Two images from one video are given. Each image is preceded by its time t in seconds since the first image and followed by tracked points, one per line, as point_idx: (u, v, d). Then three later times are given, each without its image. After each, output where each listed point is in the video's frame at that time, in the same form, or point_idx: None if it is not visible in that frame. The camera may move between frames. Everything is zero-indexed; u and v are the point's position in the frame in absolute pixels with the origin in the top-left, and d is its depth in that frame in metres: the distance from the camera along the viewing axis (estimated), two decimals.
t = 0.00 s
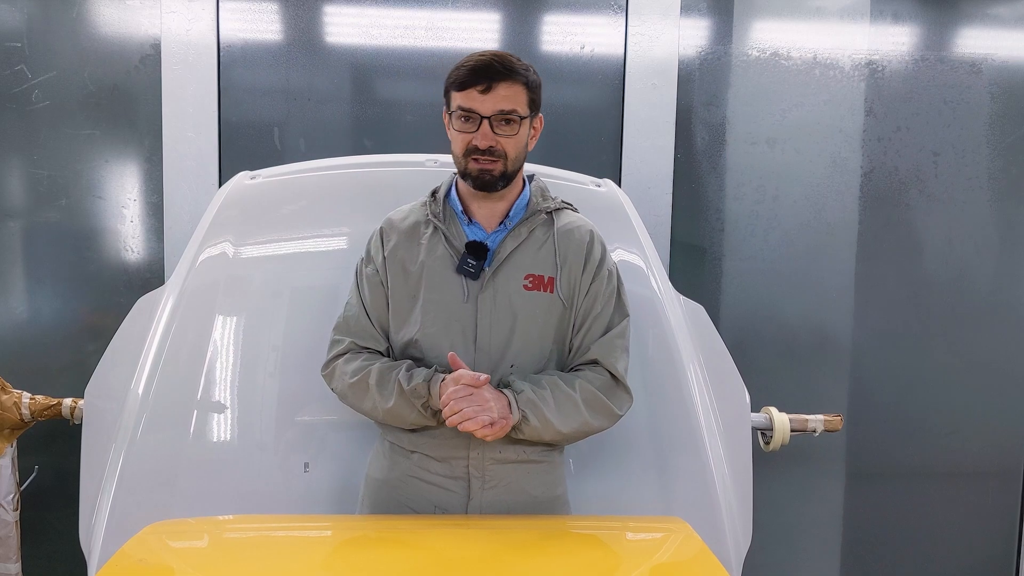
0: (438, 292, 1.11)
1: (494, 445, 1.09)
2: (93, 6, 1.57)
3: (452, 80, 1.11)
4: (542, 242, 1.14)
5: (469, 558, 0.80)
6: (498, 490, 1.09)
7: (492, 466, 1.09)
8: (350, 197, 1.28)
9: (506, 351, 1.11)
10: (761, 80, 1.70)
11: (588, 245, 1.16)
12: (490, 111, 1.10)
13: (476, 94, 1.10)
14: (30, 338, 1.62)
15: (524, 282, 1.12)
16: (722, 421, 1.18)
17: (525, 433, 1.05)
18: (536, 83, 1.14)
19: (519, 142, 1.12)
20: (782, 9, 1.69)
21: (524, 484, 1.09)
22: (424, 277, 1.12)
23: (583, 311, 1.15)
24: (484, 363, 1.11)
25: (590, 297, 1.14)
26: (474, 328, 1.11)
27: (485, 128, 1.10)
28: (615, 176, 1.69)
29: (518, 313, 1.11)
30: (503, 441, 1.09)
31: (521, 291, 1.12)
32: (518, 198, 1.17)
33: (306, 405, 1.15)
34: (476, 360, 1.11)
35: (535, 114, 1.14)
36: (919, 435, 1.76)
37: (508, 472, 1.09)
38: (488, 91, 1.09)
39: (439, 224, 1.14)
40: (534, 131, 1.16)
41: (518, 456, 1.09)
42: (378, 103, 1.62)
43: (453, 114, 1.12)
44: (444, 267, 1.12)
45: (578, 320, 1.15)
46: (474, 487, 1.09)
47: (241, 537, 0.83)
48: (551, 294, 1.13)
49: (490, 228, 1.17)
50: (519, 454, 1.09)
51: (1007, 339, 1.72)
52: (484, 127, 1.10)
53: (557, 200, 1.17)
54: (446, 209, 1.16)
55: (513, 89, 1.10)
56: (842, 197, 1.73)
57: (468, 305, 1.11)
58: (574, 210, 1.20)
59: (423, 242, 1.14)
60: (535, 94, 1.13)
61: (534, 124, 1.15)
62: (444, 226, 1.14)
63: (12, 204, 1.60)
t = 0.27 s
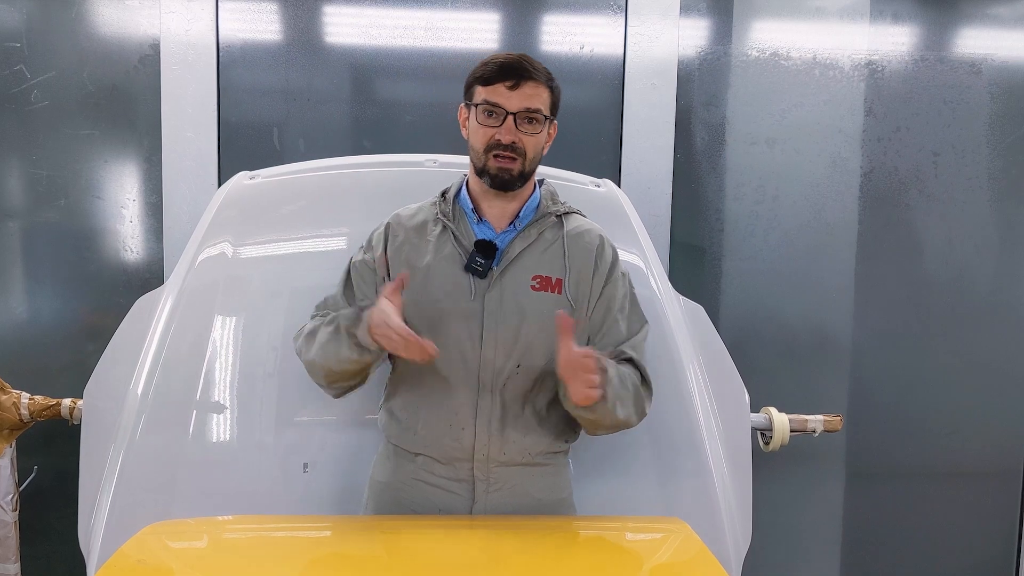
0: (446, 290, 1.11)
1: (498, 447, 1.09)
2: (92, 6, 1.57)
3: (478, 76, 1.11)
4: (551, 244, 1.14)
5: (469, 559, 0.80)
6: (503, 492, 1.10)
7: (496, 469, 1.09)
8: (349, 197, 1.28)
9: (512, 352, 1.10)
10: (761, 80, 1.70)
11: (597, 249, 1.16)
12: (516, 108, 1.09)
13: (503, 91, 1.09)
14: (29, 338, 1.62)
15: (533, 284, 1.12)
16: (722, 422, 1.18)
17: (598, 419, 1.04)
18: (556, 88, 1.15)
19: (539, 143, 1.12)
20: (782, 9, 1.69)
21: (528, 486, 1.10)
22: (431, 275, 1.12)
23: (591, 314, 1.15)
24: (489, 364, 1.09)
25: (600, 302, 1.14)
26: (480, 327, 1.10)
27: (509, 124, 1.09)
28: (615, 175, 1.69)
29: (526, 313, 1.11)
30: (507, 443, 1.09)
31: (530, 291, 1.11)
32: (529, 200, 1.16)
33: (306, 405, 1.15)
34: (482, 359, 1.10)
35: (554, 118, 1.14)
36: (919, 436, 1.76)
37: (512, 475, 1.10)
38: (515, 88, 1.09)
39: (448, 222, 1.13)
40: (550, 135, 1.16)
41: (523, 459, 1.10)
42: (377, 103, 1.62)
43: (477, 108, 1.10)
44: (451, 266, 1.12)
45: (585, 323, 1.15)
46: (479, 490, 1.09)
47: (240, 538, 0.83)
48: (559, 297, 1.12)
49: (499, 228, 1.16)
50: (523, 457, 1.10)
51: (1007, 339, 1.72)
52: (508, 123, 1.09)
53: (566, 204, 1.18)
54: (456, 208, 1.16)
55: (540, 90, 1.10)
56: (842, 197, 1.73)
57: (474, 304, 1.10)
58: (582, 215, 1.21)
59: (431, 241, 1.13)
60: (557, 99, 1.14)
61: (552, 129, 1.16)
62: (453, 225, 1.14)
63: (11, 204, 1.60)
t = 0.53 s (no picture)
0: (449, 293, 1.10)
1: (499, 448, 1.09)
2: (91, 6, 1.56)
3: (487, 79, 1.10)
4: (554, 246, 1.14)
5: (468, 558, 0.80)
6: (502, 493, 1.09)
7: (496, 469, 1.09)
8: (348, 197, 1.28)
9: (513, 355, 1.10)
10: (761, 79, 1.70)
11: (600, 251, 1.16)
12: (525, 115, 1.09)
13: (512, 96, 1.09)
14: (28, 338, 1.61)
15: (536, 286, 1.11)
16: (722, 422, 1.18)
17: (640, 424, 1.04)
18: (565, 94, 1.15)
19: (546, 149, 1.12)
20: (782, 9, 1.68)
21: (527, 487, 1.10)
22: (434, 277, 1.11)
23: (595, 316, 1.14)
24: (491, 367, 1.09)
25: (602, 305, 1.14)
26: (483, 330, 1.09)
27: (518, 130, 1.09)
28: (615, 175, 1.68)
29: (529, 316, 1.10)
30: (507, 444, 1.09)
31: (532, 294, 1.11)
32: (531, 203, 1.17)
33: (305, 405, 1.15)
34: (486, 363, 1.09)
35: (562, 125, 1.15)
36: (919, 436, 1.76)
37: (512, 476, 1.10)
38: (525, 94, 1.09)
39: (450, 223, 1.13)
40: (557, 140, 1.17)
41: (523, 460, 1.10)
42: (377, 103, 1.62)
43: (486, 112, 1.10)
44: (454, 268, 1.11)
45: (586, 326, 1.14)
46: (479, 490, 1.09)
47: (239, 538, 0.83)
48: (561, 299, 1.12)
49: (502, 231, 1.17)
50: (523, 458, 1.10)
51: (1007, 339, 1.72)
52: (517, 129, 1.10)
53: (569, 206, 1.17)
54: (457, 209, 1.15)
55: (550, 96, 1.10)
56: (842, 197, 1.72)
57: (477, 306, 1.10)
58: (585, 215, 1.20)
59: (433, 242, 1.13)
60: (566, 105, 1.14)
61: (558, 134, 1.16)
62: (455, 227, 1.13)
63: (11, 204, 1.60)
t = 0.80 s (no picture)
0: (444, 292, 1.10)
1: (497, 449, 1.08)
2: (91, 6, 1.56)
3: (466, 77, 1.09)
4: (548, 244, 1.13)
5: (467, 559, 0.80)
6: (503, 494, 1.08)
7: (496, 470, 1.07)
8: (347, 197, 1.28)
9: (508, 353, 1.11)
10: (761, 79, 1.70)
11: (594, 249, 1.14)
12: (503, 111, 1.08)
13: (490, 93, 1.08)
14: (28, 338, 1.61)
15: (531, 284, 1.11)
16: (722, 421, 1.18)
17: (536, 420, 1.04)
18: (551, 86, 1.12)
19: (529, 144, 1.10)
20: (782, 9, 1.68)
21: (527, 488, 1.08)
22: (430, 276, 1.11)
23: (588, 314, 1.13)
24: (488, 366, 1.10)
25: (596, 300, 1.13)
26: (479, 329, 1.10)
27: (496, 128, 1.08)
28: (614, 175, 1.68)
29: (524, 315, 1.11)
30: (506, 444, 1.08)
31: (527, 293, 1.11)
32: (525, 200, 1.15)
33: (305, 405, 1.15)
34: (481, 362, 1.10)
35: (547, 118, 1.12)
36: (919, 436, 1.76)
37: (512, 477, 1.08)
38: (502, 91, 1.08)
39: (445, 223, 1.12)
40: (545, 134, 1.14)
41: (522, 460, 1.08)
42: (377, 103, 1.62)
43: (465, 112, 1.09)
44: (450, 267, 1.11)
45: (581, 323, 1.14)
46: (479, 492, 1.07)
47: (239, 538, 0.83)
48: (555, 297, 1.11)
49: (496, 229, 1.15)
50: (523, 458, 1.08)
51: (1007, 339, 1.72)
52: (495, 126, 1.08)
53: (563, 203, 1.16)
54: (452, 209, 1.14)
55: (527, 90, 1.08)
56: (842, 197, 1.72)
57: (473, 306, 1.10)
58: (579, 214, 1.19)
59: (429, 242, 1.12)
60: (549, 98, 1.11)
61: (546, 127, 1.13)
62: (450, 226, 1.13)
63: (11, 204, 1.60)
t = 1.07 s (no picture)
0: (442, 292, 1.10)
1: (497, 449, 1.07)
2: (90, 6, 1.56)
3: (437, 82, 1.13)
4: (548, 245, 1.13)
5: (467, 559, 0.80)
6: (503, 495, 1.07)
7: (496, 471, 1.07)
8: (347, 197, 1.28)
9: (507, 354, 1.10)
10: (761, 79, 1.69)
11: (595, 249, 1.14)
12: (467, 105, 1.09)
13: (454, 91, 1.10)
14: (28, 338, 1.61)
15: (530, 285, 1.10)
16: (722, 423, 1.18)
17: (524, 437, 1.04)
18: (521, 77, 1.11)
19: (500, 136, 1.09)
20: (782, 9, 1.68)
21: (528, 489, 1.08)
22: (428, 277, 1.10)
23: (588, 315, 1.13)
24: (486, 368, 1.09)
25: (596, 301, 1.13)
26: (477, 331, 1.10)
27: (462, 123, 1.09)
28: (614, 175, 1.68)
29: (521, 316, 1.10)
30: (506, 445, 1.07)
31: (526, 293, 1.10)
32: (523, 200, 1.16)
33: (304, 406, 1.15)
34: (479, 362, 1.09)
35: (521, 110, 1.11)
36: (919, 436, 1.76)
37: (512, 478, 1.07)
38: (464, 86, 1.09)
39: (444, 223, 1.12)
40: (525, 126, 1.13)
41: (522, 461, 1.07)
42: (376, 103, 1.62)
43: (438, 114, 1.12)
44: (449, 268, 1.11)
45: (582, 324, 1.13)
46: (479, 493, 1.07)
47: (238, 539, 0.83)
48: (555, 298, 1.11)
49: (495, 228, 1.16)
50: (523, 459, 1.07)
51: (1007, 339, 1.72)
52: (462, 122, 1.09)
53: (563, 204, 1.16)
54: (452, 210, 1.15)
55: (489, 84, 1.09)
56: (842, 197, 1.72)
57: (471, 306, 1.09)
58: (579, 214, 1.19)
59: (427, 242, 1.12)
60: (518, 89, 1.11)
61: (523, 118, 1.12)
62: (449, 226, 1.13)
63: (10, 205, 1.60)
